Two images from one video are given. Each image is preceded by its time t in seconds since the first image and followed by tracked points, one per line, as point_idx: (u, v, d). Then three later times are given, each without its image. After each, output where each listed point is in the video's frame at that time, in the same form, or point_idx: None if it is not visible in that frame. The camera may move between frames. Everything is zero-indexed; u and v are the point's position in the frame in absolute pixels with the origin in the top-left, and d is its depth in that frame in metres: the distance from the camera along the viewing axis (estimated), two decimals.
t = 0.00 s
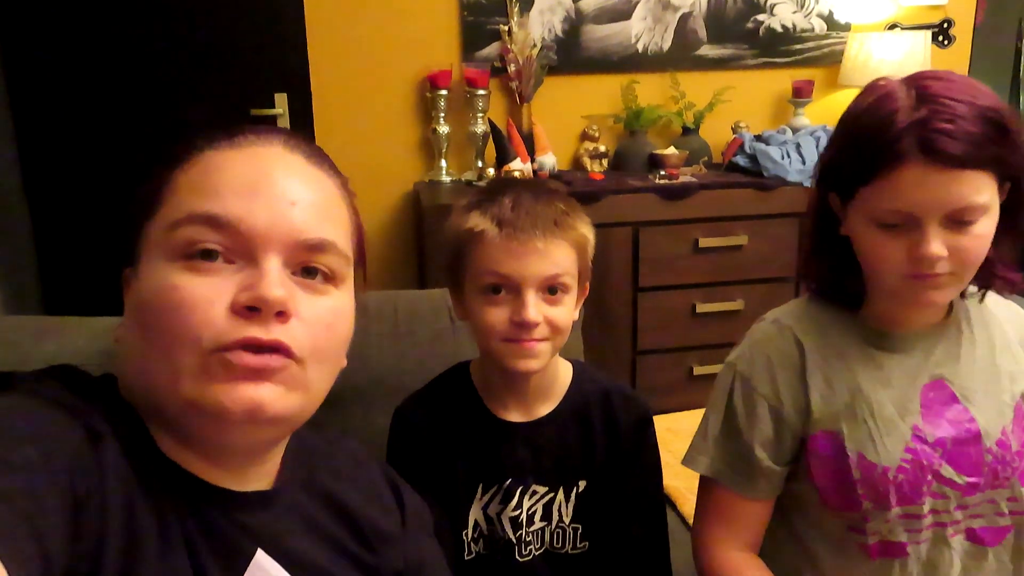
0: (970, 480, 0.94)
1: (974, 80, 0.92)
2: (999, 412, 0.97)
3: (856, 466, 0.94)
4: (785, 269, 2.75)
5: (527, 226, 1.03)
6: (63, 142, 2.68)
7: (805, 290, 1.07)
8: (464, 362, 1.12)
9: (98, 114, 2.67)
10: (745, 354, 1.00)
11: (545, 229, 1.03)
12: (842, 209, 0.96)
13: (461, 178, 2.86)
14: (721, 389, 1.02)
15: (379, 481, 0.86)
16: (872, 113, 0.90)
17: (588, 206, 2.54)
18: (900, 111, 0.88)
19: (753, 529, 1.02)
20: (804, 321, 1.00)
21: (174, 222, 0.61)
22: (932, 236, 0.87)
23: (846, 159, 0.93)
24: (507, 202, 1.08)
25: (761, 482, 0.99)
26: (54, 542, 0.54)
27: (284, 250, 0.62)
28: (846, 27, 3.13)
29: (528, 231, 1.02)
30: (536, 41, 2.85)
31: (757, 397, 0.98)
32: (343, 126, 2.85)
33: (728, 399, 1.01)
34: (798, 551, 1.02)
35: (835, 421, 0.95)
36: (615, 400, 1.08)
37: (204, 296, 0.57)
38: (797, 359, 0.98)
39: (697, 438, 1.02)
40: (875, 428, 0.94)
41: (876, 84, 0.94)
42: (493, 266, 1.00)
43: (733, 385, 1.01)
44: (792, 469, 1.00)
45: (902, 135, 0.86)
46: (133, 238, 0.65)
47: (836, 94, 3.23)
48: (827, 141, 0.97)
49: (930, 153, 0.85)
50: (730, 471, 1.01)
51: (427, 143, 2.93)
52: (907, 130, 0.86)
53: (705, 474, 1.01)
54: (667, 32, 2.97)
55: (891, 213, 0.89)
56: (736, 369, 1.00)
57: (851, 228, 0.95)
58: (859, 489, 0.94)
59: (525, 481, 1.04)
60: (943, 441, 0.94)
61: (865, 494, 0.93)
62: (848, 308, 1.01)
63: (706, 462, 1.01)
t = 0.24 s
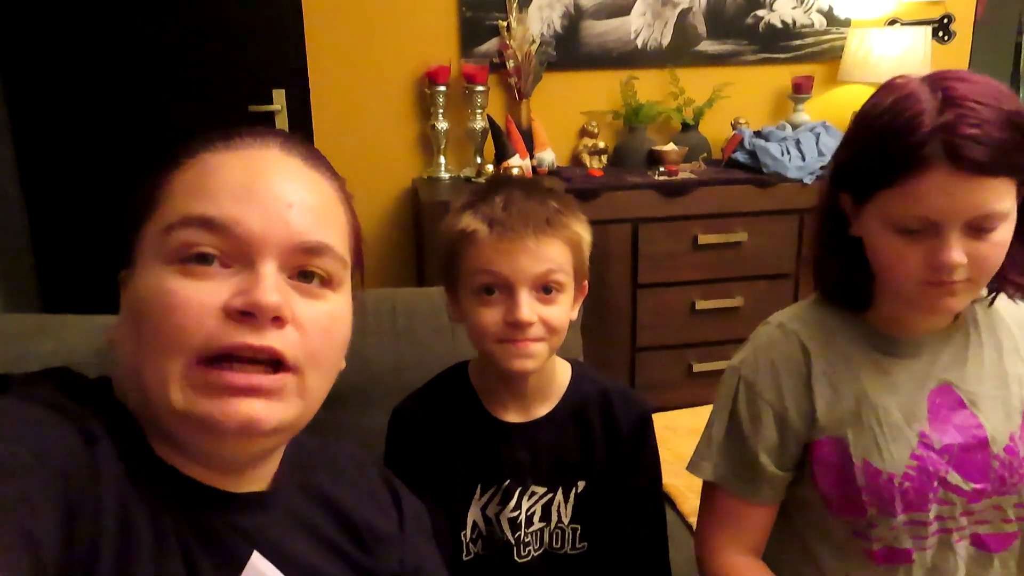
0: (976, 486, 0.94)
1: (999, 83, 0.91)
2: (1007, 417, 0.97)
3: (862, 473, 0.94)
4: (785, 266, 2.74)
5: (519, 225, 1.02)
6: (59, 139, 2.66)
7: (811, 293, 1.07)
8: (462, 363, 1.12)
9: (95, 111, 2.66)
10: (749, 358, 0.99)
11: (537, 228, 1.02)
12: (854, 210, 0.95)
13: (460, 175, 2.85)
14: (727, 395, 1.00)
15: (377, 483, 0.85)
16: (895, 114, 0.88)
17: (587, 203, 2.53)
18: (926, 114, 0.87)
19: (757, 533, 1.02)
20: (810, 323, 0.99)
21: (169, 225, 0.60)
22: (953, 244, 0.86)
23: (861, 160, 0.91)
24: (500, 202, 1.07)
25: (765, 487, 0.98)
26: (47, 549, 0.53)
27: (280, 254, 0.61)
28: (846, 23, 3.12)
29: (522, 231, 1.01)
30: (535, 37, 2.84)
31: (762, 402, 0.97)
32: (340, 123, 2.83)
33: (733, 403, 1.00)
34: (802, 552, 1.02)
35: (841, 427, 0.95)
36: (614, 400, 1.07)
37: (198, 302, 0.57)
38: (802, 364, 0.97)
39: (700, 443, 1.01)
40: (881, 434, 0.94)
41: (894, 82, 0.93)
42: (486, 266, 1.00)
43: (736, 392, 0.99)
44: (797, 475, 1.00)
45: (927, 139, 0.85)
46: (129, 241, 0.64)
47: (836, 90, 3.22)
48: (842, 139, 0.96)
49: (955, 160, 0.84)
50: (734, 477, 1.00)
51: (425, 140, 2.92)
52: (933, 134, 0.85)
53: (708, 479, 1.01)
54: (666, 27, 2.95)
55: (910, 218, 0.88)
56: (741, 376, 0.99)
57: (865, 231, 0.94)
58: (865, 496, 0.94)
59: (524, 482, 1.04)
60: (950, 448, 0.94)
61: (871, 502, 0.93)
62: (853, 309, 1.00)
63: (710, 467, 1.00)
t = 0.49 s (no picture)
0: (978, 490, 0.94)
1: (1012, 84, 0.90)
2: (1009, 422, 0.97)
3: (863, 477, 0.93)
4: (785, 264, 2.73)
5: (513, 226, 1.01)
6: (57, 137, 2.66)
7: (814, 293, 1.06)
8: (457, 362, 1.11)
9: (93, 108, 2.65)
10: (750, 359, 0.98)
11: (533, 229, 1.01)
12: (860, 210, 0.94)
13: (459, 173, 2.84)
14: (726, 393, 1.00)
15: (370, 486, 0.85)
16: (908, 113, 0.87)
17: (586, 201, 2.52)
18: (940, 115, 0.86)
19: (753, 534, 1.01)
20: (812, 324, 0.98)
21: (160, 228, 0.59)
22: (962, 248, 0.85)
23: (869, 160, 0.90)
24: (495, 202, 1.06)
25: (766, 488, 0.98)
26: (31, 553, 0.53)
27: (272, 259, 0.60)
28: (847, 20, 3.11)
29: (516, 231, 1.00)
30: (535, 34, 2.83)
31: (762, 403, 0.97)
32: (339, 120, 2.83)
33: (733, 403, 0.99)
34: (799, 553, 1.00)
35: (842, 431, 0.94)
36: (611, 400, 1.07)
37: (188, 307, 0.56)
38: (805, 366, 0.96)
39: (699, 445, 1.01)
40: (882, 437, 0.93)
41: (906, 81, 0.92)
42: (482, 267, 0.99)
43: (738, 392, 0.99)
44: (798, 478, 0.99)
45: (941, 142, 0.84)
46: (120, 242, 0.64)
47: (836, 88, 3.20)
48: (850, 138, 0.95)
49: (968, 164, 0.83)
50: (734, 480, 1.00)
51: (424, 138, 2.91)
52: (947, 138, 0.84)
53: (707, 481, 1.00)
54: (666, 24, 2.94)
55: (918, 220, 0.87)
56: (742, 377, 0.98)
57: (869, 231, 0.93)
58: (865, 499, 0.93)
59: (520, 483, 1.03)
60: (951, 451, 0.93)
61: (871, 505, 0.93)
62: (855, 309, 0.99)
63: (709, 469, 1.00)
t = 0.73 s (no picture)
0: (982, 490, 0.93)
1: (1014, 78, 0.89)
2: (1012, 421, 0.96)
3: (873, 479, 0.92)
4: (788, 262, 2.72)
5: (513, 221, 1.00)
6: (59, 134, 2.66)
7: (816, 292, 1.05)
8: (455, 360, 1.10)
9: (95, 105, 2.65)
10: (763, 362, 0.95)
11: (533, 225, 1.00)
12: (862, 206, 0.94)
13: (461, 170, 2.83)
14: (743, 399, 0.96)
15: (366, 483, 0.84)
16: (913, 106, 0.86)
17: (588, 198, 2.51)
18: (947, 110, 0.85)
19: (807, 548, 0.93)
20: (819, 321, 0.97)
21: (154, 224, 0.59)
22: (966, 242, 0.84)
23: (873, 155, 0.89)
24: (496, 197, 1.05)
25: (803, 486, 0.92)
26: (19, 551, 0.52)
27: (265, 258, 0.59)
28: (850, 16, 3.09)
29: (515, 227, 1.00)
30: (537, 31, 2.82)
31: (784, 401, 0.93)
32: (340, 117, 2.82)
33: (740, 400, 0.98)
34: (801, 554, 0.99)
35: (853, 433, 0.94)
36: (610, 398, 1.06)
37: (180, 305, 0.55)
38: (816, 367, 0.94)
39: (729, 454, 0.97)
40: (895, 439, 0.92)
41: (910, 76, 0.91)
42: (481, 263, 0.98)
43: (754, 395, 0.95)
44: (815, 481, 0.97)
45: (948, 136, 0.83)
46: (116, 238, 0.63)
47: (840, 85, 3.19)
48: (853, 133, 0.94)
49: (975, 158, 0.82)
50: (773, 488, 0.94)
51: (426, 135, 2.90)
52: (953, 131, 0.83)
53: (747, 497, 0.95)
54: (669, 21, 2.93)
55: (924, 217, 0.86)
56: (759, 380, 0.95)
57: (872, 229, 0.92)
58: (875, 502, 0.92)
59: (518, 481, 1.03)
60: (956, 452, 0.93)
61: (880, 507, 0.92)
62: (858, 308, 0.98)
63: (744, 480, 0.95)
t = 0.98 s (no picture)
0: (991, 498, 0.93)
1: (1011, 79, 0.89)
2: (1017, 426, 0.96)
3: (891, 493, 0.92)
4: (787, 264, 2.72)
5: (511, 223, 1.00)
6: (58, 135, 2.66)
7: (816, 299, 1.04)
8: (452, 363, 1.10)
9: (94, 109, 2.65)
10: (774, 378, 0.94)
11: (531, 226, 1.00)
12: (860, 212, 0.94)
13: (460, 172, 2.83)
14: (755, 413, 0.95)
15: (362, 486, 0.84)
16: (910, 110, 0.86)
17: (586, 200, 2.51)
18: (945, 109, 0.85)
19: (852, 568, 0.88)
20: (828, 335, 0.96)
21: (148, 222, 0.59)
22: (969, 245, 0.84)
23: (874, 158, 0.89)
24: (493, 199, 1.05)
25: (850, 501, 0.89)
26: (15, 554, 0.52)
27: (254, 259, 0.59)
28: (850, 18, 3.09)
29: (513, 229, 0.99)
30: (537, 33, 2.82)
31: (809, 420, 0.91)
32: (340, 118, 2.82)
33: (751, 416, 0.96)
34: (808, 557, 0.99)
35: (872, 445, 0.92)
36: (606, 401, 1.06)
37: (166, 304, 0.55)
38: (829, 378, 0.93)
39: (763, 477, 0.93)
40: (910, 451, 0.91)
41: (906, 78, 0.91)
42: (478, 265, 0.98)
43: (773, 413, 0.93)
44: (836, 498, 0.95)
45: (948, 136, 0.83)
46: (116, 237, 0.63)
47: (840, 87, 3.19)
48: (850, 137, 0.94)
49: (976, 157, 0.82)
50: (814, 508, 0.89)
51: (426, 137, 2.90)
52: (952, 129, 0.83)
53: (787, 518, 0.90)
54: (669, 23, 2.93)
55: (926, 219, 0.85)
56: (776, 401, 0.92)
57: (874, 235, 0.92)
58: (893, 516, 0.92)
59: (515, 484, 1.03)
60: (966, 462, 0.92)
61: (899, 521, 0.92)
62: (858, 316, 0.98)
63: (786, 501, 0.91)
